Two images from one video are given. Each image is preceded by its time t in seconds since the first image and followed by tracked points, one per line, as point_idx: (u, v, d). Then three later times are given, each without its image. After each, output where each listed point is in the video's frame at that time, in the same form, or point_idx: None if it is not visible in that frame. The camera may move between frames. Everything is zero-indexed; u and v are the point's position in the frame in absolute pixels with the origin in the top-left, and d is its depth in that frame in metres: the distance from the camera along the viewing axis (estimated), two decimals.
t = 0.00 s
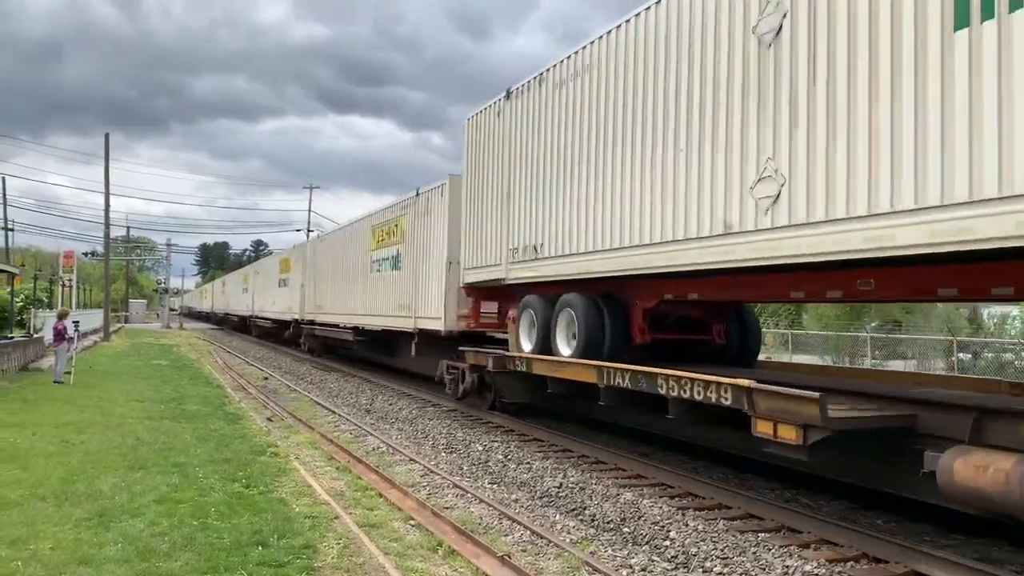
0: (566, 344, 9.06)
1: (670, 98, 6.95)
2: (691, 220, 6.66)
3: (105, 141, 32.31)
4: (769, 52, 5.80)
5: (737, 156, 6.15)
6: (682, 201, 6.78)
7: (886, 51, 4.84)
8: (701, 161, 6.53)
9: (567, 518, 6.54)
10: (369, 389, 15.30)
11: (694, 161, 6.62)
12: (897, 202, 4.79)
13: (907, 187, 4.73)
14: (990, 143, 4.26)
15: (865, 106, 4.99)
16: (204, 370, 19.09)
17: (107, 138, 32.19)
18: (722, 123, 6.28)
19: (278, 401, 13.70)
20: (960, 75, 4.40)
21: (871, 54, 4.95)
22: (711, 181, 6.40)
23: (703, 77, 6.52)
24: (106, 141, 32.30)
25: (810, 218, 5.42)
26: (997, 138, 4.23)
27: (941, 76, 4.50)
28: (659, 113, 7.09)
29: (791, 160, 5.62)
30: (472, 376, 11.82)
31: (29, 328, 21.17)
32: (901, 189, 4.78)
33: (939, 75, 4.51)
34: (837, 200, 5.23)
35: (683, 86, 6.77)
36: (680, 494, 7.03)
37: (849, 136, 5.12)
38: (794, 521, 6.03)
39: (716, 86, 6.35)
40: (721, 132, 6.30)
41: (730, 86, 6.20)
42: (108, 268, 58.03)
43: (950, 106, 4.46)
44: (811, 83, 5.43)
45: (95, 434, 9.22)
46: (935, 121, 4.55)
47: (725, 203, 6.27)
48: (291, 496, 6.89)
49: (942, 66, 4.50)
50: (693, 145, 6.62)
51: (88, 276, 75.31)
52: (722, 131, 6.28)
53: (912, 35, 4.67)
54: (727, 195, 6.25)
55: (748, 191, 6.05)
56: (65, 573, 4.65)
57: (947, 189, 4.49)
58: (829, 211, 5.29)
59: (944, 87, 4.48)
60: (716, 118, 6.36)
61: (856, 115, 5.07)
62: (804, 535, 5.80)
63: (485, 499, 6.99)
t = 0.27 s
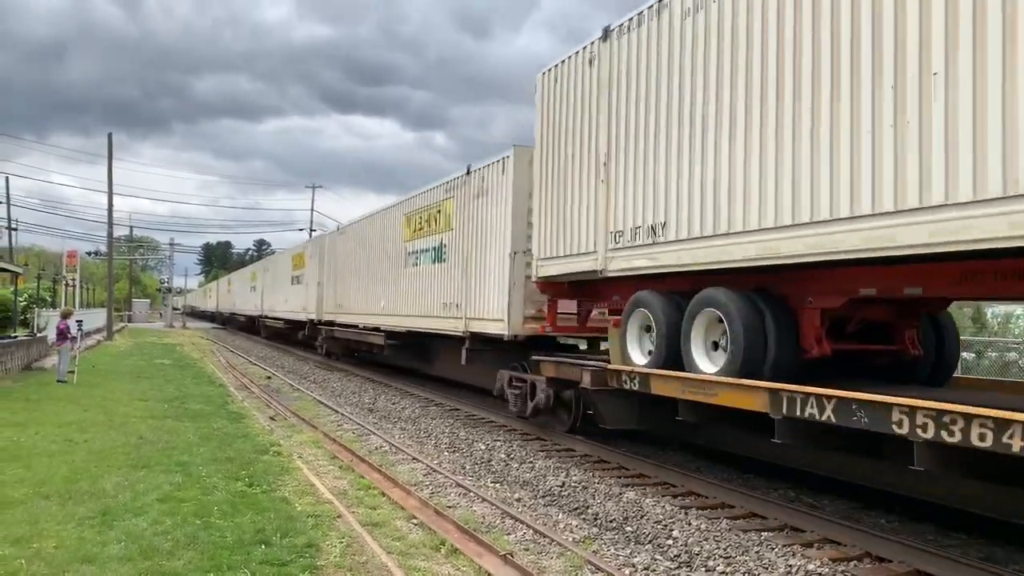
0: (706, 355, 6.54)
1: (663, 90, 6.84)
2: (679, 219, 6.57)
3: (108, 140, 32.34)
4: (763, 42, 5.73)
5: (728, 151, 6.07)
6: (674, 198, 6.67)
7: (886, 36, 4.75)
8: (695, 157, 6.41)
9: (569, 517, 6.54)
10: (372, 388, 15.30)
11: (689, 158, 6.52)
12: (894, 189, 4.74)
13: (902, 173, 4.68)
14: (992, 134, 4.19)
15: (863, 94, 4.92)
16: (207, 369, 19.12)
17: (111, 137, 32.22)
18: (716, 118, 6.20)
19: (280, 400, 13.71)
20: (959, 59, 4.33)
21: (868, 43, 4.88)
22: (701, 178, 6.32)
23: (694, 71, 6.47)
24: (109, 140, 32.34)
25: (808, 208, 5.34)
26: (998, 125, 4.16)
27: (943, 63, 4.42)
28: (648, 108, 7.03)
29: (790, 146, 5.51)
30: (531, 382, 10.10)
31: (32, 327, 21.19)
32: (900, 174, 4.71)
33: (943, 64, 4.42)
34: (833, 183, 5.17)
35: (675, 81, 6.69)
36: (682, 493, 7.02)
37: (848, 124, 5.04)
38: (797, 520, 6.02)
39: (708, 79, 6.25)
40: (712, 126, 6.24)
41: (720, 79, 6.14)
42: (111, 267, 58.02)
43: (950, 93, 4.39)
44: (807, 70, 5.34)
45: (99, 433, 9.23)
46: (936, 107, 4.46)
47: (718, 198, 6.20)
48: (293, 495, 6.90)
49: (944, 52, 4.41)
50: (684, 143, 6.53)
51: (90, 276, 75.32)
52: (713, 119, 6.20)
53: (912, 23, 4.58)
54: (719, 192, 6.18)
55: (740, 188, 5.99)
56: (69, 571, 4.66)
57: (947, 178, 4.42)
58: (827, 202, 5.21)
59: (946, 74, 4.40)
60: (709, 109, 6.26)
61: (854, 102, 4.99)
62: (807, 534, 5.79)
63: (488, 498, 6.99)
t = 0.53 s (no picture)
0: (981, 373, 3.98)
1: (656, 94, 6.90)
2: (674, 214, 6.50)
3: (108, 138, 32.31)
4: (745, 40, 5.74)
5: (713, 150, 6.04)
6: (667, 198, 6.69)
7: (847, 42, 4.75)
8: (688, 158, 6.39)
9: (570, 514, 6.54)
10: (372, 385, 15.31)
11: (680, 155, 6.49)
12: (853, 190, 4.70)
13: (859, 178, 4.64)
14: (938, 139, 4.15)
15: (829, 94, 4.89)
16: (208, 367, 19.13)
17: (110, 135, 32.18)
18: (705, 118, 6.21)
19: (281, 397, 13.72)
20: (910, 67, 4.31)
21: (831, 48, 4.86)
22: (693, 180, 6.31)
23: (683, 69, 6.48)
24: (108, 138, 32.31)
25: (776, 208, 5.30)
26: (945, 130, 4.12)
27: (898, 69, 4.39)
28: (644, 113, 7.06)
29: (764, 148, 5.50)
30: (633, 401, 7.61)
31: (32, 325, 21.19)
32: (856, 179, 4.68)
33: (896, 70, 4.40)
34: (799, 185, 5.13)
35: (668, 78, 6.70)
36: (683, 490, 7.02)
37: (813, 128, 5.01)
38: (797, 516, 6.02)
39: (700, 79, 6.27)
40: (699, 129, 6.26)
41: (706, 81, 6.17)
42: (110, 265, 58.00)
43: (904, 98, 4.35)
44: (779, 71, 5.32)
45: (99, 431, 9.24)
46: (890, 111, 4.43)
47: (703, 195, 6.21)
48: (294, 492, 6.91)
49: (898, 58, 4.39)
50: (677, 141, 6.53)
51: (90, 274, 75.33)
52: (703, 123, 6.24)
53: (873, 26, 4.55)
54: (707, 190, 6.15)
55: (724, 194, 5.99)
56: (71, 568, 4.66)
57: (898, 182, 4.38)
58: (795, 203, 5.16)
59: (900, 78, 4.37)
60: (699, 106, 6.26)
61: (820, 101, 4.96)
62: (807, 530, 5.79)
63: (488, 495, 7.00)
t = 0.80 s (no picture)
0: None
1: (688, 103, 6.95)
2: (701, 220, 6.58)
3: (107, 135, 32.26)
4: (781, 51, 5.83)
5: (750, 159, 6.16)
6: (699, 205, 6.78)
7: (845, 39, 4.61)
8: (722, 163, 6.46)
9: (570, 510, 6.55)
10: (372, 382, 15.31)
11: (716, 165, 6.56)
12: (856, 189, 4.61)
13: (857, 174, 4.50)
14: (924, 142, 4.02)
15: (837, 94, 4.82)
16: (208, 364, 19.13)
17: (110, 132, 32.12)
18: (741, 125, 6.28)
19: (281, 395, 13.73)
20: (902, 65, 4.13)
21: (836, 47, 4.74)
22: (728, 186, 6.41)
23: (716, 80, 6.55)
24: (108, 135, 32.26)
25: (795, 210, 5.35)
26: (934, 131, 3.98)
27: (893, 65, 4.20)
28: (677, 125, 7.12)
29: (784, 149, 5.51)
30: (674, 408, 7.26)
31: (32, 323, 21.18)
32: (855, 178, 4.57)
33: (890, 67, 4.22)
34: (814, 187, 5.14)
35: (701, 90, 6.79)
36: (683, 486, 7.03)
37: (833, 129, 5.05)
38: (797, 512, 6.02)
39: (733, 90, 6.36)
40: (735, 136, 6.33)
41: (744, 88, 6.21)
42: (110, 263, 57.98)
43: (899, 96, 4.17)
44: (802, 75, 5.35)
45: (100, 428, 9.24)
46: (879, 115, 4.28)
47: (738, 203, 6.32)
48: (294, 489, 6.91)
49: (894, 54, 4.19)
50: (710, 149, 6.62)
51: (90, 272, 75.29)
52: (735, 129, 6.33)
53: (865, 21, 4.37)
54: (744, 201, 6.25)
55: (754, 197, 6.08)
56: (71, 565, 4.67)
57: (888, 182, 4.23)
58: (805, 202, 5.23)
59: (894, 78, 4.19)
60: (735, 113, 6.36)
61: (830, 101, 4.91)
62: (807, 526, 5.79)
63: (488, 491, 7.00)
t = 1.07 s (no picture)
0: None
1: (689, 105, 6.96)
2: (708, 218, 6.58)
3: (107, 135, 32.23)
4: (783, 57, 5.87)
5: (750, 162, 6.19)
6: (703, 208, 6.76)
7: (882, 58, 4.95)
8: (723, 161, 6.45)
9: (571, 508, 6.55)
10: (373, 381, 15.32)
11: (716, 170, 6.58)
12: (889, 200, 4.89)
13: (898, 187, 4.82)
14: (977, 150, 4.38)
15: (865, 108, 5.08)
16: (209, 364, 19.13)
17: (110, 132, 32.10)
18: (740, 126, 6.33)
19: (282, 394, 13.73)
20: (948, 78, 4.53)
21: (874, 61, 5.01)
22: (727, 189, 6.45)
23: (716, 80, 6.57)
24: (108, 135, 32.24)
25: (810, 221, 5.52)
26: (985, 138, 4.34)
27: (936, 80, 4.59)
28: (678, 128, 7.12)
29: (797, 160, 5.67)
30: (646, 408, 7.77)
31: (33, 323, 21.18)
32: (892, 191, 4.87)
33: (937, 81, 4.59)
34: (830, 199, 5.36)
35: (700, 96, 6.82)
36: (685, 483, 7.02)
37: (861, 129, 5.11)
38: (799, 510, 6.02)
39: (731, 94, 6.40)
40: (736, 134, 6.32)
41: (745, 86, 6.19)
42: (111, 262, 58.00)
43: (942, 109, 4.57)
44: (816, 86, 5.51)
45: (101, 428, 9.25)
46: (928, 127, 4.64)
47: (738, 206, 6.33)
48: (296, 488, 6.91)
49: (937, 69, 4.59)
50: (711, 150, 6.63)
51: (90, 272, 75.33)
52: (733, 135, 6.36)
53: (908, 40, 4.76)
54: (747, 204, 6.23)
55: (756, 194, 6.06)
56: (72, 565, 4.67)
57: (940, 189, 4.58)
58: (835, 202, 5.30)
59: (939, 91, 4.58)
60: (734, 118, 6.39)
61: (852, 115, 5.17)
62: (808, 523, 5.79)
63: (490, 490, 7.00)
